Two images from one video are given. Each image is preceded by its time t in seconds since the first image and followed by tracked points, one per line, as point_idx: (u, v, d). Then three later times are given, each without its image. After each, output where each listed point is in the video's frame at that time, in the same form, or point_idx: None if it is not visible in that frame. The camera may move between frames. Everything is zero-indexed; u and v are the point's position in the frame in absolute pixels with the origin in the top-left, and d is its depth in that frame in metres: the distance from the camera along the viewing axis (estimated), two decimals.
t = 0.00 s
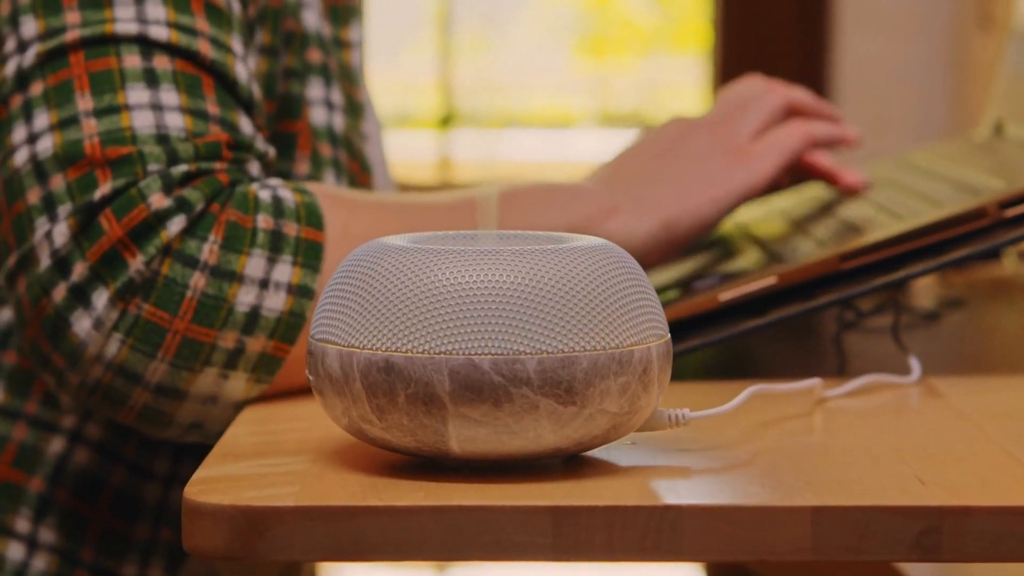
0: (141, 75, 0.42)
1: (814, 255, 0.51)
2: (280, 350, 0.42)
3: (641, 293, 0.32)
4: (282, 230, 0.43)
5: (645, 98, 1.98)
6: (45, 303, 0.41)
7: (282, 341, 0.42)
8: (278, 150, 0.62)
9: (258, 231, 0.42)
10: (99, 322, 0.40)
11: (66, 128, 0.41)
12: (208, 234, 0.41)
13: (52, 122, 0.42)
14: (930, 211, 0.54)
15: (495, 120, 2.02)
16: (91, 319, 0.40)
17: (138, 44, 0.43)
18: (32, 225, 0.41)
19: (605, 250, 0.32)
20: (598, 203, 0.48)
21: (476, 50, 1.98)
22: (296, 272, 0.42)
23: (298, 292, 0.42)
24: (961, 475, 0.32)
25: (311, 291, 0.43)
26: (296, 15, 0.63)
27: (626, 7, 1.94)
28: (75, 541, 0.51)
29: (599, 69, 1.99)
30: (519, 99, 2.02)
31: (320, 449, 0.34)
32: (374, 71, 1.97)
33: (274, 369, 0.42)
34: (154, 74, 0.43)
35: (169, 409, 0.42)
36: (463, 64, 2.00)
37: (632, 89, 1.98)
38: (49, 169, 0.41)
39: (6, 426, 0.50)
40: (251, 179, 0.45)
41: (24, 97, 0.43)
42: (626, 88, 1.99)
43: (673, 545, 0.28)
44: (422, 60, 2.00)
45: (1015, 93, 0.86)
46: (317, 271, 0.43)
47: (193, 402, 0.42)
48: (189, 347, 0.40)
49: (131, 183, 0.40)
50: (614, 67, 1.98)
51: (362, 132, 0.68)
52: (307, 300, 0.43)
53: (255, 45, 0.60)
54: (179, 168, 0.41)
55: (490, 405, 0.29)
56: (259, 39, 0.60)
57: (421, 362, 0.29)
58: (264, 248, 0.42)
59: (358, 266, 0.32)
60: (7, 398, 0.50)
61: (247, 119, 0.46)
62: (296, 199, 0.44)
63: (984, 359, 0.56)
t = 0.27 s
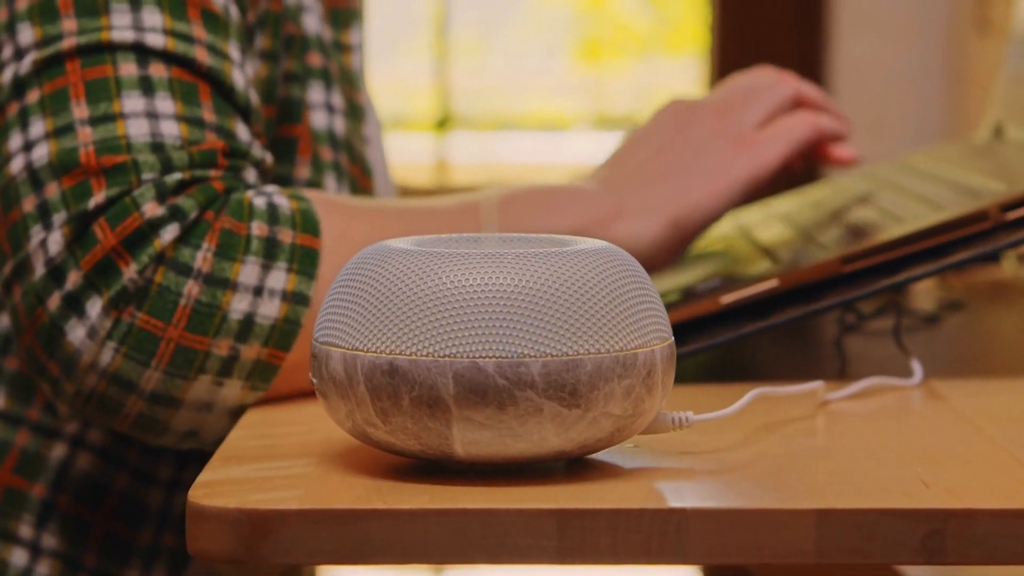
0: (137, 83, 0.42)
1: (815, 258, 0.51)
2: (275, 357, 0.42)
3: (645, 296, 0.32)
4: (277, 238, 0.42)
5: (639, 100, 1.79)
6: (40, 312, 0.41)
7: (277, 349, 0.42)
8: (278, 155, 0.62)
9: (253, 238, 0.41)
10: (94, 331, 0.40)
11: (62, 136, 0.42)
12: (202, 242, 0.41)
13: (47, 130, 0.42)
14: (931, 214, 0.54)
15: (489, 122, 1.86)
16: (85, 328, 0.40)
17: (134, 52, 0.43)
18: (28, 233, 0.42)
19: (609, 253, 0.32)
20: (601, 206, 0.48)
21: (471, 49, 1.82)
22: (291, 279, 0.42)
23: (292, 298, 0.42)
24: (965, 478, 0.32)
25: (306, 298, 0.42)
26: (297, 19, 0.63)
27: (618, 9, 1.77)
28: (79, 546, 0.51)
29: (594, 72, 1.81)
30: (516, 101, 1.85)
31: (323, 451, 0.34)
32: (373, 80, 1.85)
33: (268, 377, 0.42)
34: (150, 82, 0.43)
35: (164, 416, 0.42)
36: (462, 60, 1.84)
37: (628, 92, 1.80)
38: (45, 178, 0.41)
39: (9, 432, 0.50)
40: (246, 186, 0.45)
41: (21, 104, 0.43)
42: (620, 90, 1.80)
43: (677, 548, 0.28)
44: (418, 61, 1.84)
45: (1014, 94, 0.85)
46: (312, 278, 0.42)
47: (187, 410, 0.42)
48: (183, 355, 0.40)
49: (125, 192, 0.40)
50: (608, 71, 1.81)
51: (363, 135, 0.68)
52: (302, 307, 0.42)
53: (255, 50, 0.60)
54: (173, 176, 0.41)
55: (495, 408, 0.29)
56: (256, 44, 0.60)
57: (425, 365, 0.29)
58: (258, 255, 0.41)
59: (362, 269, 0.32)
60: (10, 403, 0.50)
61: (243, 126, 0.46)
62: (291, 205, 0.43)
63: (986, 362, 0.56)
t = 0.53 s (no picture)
0: (126, 91, 0.42)
1: (817, 261, 0.51)
2: (262, 364, 0.42)
3: (649, 300, 0.32)
4: (264, 244, 0.42)
5: (633, 104, 1.82)
6: (29, 321, 0.42)
7: (264, 356, 0.42)
8: (280, 159, 0.61)
9: (240, 246, 0.41)
10: (80, 341, 0.41)
11: (51, 145, 0.42)
12: (187, 251, 0.41)
13: (37, 139, 0.42)
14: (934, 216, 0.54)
15: (483, 125, 1.89)
16: (72, 337, 0.41)
17: (124, 60, 0.43)
18: (18, 242, 0.42)
19: (613, 256, 0.32)
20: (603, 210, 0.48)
21: (466, 53, 1.85)
22: (279, 286, 0.42)
23: (281, 305, 0.42)
24: (971, 481, 0.32)
25: (294, 304, 0.42)
26: (298, 23, 0.63)
27: (613, 13, 1.78)
28: (80, 550, 0.51)
29: (590, 75, 1.83)
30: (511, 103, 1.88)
31: (327, 455, 0.34)
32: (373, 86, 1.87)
33: (257, 386, 0.42)
34: (140, 90, 0.43)
35: (152, 426, 0.42)
36: (459, 62, 1.86)
37: (622, 96, 1.82)
38: (33, 187, 0.42)
39: (11, 437, 0.50)
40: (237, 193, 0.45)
41: (13, 113, 0.43)
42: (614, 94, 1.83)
43: (683, 551, 0.28)
44: (417, 66, 1.87)
45: (1012, 96, 0.85)
46: (301, 284, 0.42)
47: (176, 418, 0.42)
48: (169, 365, 0.40)
49: (111, 202, 0.41)
50: (603, 73, 1.82)
51: (366, 139, 0.68)
52: (289, 314, 0.42)
53: (256, 54, 0.60)
54: (159, 185, 0.41)
55: (500, 411, 0.29)
56: (256, 48, 0.60)
57: (430, 368, 0.29)
58: (245, 263, 0.41)
59: (366, 273, 0.32)
60: (12, 409, 0.50)
61: (237, 133, 0.46)
62: (280, 212, 0.43)
63: (989, 365, 0.56)
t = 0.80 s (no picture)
0: (118, 98, 0.43)
1: (818, 263, 0.51)
2: (250, 370, 0.42)
3: (652, 303, 0.32)
4: (252, 250, 0.42)
5: (626, 107, 1.86)
6: (17, 328, 0.42)
7: (252, 362, 0.42)
8: (279, 162, 0.62)
9: (226, 252, 0.41)
10: (66, 348, 0.41)
11: (42, 152, 0.42)
12: (173, 258, 0.41)
13: (27, 145, 0.42)
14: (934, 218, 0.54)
15: (477, 128, 1.91)
16: (59, 344, 0.41)
17: (116, 67, 0.43)
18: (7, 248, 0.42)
19: (617, 259, 0.32)
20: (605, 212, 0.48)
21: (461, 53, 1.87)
22: (266, 292, 0.42)
23: (268, 311, 0.42)
24: (975, 484, 0.32)
25: (282, 311, 0.42)
26: (297, 26, 0.63)
27: (606, 16, 1.83)
28: (81, 555, 0.51)
29: (582, 79, 1.87)
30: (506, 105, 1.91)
31: (330, 458, 0.34)
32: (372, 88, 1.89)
33: (246, 394, 0.42)
34: (131, 96, 0.43)
35: (140, 432, 0.42)
36: (455, 62, 1.87)
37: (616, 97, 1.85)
38: (23, 193, 0.42)
39: (12, 443, 0.49)
40: (227, 199, 0.44)
41: (5, 119, 0.43)
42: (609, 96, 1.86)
43: (688, 554, 0.28)
44: (412, 67, 1.88)
45: (1010, 98, 0.85)
46: (289, 290, 0.42)
47: (163, 425, 0.42)
48: (156, 371, 0.40)
49: (98, 209, 0.41)
50: (597, 78, 1.86)
51: (366, 142, 0.68)
52: (277, 320, 0.42)
53: (255, 58, 0.60)
54: (147, 192, 0.41)
55: (504, 414, 0.29)
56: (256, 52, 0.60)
57: (434, 371, 0.29)
58: (231, 269, 0.41)
59: (370, 275, 0.32)
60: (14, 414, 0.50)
61: (230, 139, 0.46)
62: (270, 217, 0.43)
63: (991, 367, 0.56)
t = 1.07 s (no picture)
0: (83, 101, 0.43)
1: (820, 267, 0.51)
2: (199, 374, 0.41)
3: (656, 306, 0.32)
4: (206, 254, 0.42)
5: (618, 110, 1.84)
6: None
7: (201, 366, 0.41)
8: (278, 167, 0.62)
9: (178, 256, 0.42)
10: (18, 353, 0.42)
11: (3, 154, 0.43)
12: (123, 262, 0.41)
13: None
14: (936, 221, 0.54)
15: (473, 130, 1.89)
16: (9, 350, 0.42)
17: (84, 70, 0.44)
18: None
19: (621, 263, 0.32)
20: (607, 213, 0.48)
21: (459, 55, 1.84)
22: (219, 296, 0.42)
23: (219, 316, 0.41)
24: (980, 488, 0.32)
25: (235, 315, 0.42)
26: (297, 30, 0.63)
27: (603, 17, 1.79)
28: (85, 565, 0.51)
29: (579, 80, 1.85)
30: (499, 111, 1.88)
31: (334, 462, 0.34)
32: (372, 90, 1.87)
33: (196, 399, 0.42)
34: (97, 100, 0.43)
35: (90, 437, 0.43)
36: (455, 65, 1.85)
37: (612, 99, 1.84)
38: None
39: (14, 453, 0.50)
40: (188, 201, 0.44)
41: None
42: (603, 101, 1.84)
43: (693, 558, 0.27)
44: (409, 70, 1.86)
45: (1009, 101, 0.85)
46: (242, 295, 0.42)
47: (112, 429, 0.42)
48: (101, 375, 0.41)
49: (52, 212, 0.41)
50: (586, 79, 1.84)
51: (366, 147, 0.67)
52: (229, 324, 0.42)
53: (250, 64, 0.59)
54: (99, 196, 0.41)
55: (509, 418, 0.29)
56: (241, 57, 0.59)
57: (439, 375, 0.29)
58: (183, 274, 0.42)
59: (373, 279, 0.32)
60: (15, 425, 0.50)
61: (198, 144, 0.46)
62: (228, 220, 0.43)
63: (993, 371, 0.56)
